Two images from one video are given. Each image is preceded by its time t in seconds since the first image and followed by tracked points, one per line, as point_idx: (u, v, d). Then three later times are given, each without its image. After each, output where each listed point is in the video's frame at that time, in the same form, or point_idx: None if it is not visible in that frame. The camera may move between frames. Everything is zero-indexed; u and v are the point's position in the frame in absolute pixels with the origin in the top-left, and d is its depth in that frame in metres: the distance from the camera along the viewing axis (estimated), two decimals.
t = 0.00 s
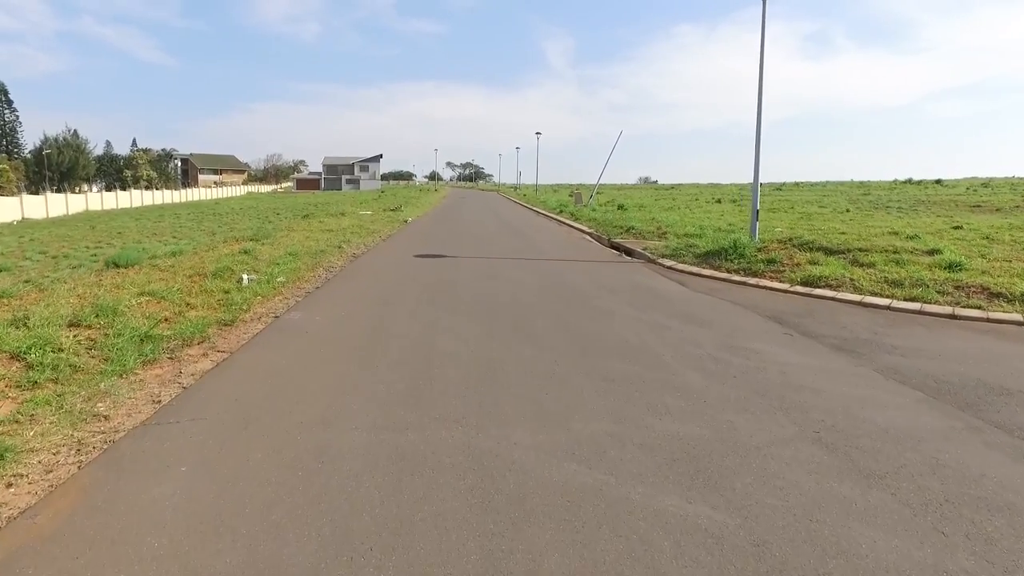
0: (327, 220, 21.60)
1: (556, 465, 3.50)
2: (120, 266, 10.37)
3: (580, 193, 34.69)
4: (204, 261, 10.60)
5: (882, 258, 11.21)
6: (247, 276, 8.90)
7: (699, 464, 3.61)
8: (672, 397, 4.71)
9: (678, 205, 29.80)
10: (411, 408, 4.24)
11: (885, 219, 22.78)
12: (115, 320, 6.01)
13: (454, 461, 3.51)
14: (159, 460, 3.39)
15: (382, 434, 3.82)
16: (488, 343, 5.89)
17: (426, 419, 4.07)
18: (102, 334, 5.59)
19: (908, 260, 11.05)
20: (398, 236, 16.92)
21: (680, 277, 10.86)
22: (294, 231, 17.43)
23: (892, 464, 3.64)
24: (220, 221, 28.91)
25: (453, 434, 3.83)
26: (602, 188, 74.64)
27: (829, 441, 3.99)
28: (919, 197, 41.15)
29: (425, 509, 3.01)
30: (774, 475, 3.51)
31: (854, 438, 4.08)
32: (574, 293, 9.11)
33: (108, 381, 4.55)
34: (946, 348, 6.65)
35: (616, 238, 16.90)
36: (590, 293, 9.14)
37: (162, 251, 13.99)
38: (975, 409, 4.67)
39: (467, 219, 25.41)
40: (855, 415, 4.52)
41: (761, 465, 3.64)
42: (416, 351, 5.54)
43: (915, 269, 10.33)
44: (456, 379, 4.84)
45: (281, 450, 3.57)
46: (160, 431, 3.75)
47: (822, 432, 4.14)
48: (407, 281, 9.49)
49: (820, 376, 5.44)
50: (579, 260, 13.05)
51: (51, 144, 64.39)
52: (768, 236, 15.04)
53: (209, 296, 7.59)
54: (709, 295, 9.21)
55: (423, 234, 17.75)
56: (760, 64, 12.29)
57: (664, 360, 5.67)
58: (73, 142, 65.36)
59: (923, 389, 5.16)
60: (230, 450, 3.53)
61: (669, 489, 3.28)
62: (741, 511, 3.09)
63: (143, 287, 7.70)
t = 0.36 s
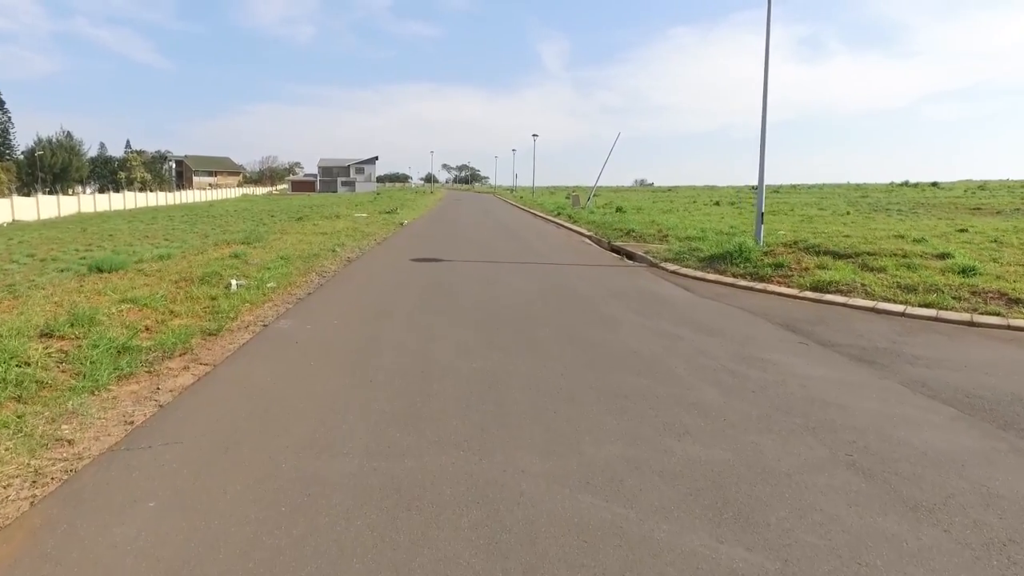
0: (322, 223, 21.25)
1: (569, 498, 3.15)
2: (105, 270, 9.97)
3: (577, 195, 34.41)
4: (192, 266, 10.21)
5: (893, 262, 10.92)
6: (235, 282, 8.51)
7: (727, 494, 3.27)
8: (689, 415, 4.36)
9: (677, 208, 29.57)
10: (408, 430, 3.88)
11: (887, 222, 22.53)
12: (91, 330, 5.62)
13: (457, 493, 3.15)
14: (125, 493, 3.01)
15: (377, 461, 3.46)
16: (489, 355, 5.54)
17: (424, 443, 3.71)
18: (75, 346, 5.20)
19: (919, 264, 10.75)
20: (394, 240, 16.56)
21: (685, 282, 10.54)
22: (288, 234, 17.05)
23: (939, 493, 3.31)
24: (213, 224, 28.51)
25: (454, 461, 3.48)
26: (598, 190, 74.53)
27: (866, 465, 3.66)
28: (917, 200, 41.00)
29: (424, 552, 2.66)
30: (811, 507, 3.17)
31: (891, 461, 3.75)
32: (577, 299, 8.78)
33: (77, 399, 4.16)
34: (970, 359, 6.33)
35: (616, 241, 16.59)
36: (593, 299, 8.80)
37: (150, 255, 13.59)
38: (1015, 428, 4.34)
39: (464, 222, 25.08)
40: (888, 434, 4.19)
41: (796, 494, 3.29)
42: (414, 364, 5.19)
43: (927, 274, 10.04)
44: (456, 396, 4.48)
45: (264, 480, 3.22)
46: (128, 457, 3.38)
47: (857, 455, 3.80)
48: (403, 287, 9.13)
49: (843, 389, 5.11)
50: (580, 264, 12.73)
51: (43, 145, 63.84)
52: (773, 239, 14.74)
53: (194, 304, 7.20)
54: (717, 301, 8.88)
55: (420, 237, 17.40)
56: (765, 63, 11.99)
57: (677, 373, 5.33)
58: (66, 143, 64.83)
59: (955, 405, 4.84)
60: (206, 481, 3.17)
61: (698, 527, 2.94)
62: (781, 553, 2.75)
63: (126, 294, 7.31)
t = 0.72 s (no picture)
0: (302, 225, 20.72)
1: (576, 543, 2.79)
2: (68, 277, 9.43)
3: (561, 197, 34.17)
4: (162, 272, 9.70)
5: (887, 266, 10.74)
6: (207, 290, 8.03)
7: (750, 534, 2.93)
8: (698, 438, 4.02)
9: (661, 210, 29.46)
10: (391, 462, 3.50)
11: (873, 224, 22.55)
12: (44, 346, 5.14)
13: (449, 541, 2.78)
14: (62, 547, 2.59)
15: (357, 501, 3.08)
16: (480, 371, 5.17)
17: (410, 478, 3.32)
18: (24, 365, 4.72)
19: (914, 268, 10.57)
20: (376, 243, 16.12)
21: (677, 288, 10.25)
22: (266, 238, 16.51)
23: (980, 529, 3.00)
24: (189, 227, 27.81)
25: (445, 501, 3.10)
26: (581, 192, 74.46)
27: (896, 495, 3.35)
28: (898, 202, 41.32)
29: None
30: (844, 550, 2.84)
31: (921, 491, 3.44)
32: (568, 306, 8.44)
33: (20, 427, 3.71)
34: (979, 370, 6.10)
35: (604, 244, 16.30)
36: (585, 306, 8.46)
37: (121, 259, 13.01)
38: None
39: (448, 225, 24.70)
40: (912, 458, 3.89)
41: (825, 533, 2.97)
42: (397, 383, 4.79)
43: (923, 279, 9.85)
44: (445, 420, 4.10)
45: (227, 527, 2.81)
46: (71, 500, 2.95)
47: (884, 483, 3.49)
48: (387, 294, 8.72)
49: (855, 405, 4.81)
50: (568, 269, 12.42)
51: (15, 145, 62.28)
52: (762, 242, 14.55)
53: (161, 314, 6.73)
54: (711, 308, 8.59)
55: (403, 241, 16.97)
56: (756, 63, 11.76)
57: (680, 390, 5.00)
58: (39, 143, 63.33)
59: (974, 424, 4.57)
60: (161, 529, 2.76)
61: None
62: None
63: (87, 305, 6.82)
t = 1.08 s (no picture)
0: (270, 229, 20.09)
1: None
2: (14, 285, 8.80)
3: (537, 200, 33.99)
4: (118, 279, 9.11)
5: (869, 270, 10.64)
6: (165, 298, 7.50)
7: None
8: (698, 461, 3.71)
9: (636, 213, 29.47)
10: (363, 498, 3.11)
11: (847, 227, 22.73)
12: None
13: None
14: None
15: (324, 548, 2.69)
16: (459, 388, 4.80)
17: (385, 518, 2.95)
18: None
19: (896, 272, 10.49)
20: (347, 247, 15.62)
21: (660, 293, 10.02)
22: (233, 241, 15.89)
23: (1016, 566, 2.73)
24: (153, 230, 26.90)
25: (424, 546, 2.73)
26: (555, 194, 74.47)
27: (917, 526, 3.07)
28: (867, 204, 41.90)
29: None
30: None
31: (942, 518, 3.18)
32: (550, 313, 8.12)
33: None
34: (974, 380, 5.92)
35: (582, 248, 16.04)
36: (567, 313, 8.15)
37: (76, 264, 12.34)
38: None
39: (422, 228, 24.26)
40: (927, 479, 3.63)
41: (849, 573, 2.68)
42: (369, 403, 4.39)
43: (906, 283, 9.76)
44: (423, 445, 3.73)
45: None
46: None
47: (902, 511, 3.22)
48: (359, 302, 8.29)
49: (858, 420, 4.56)
50: (547, 274, 12.13)
51: None
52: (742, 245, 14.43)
53: (112, 326, 6.20)
54: (697, 315, 8.33)
55: (376, 245, 16.49)
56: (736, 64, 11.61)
57: (674, 405, 4.70)
58: None
59: (981, 439, 4.34)
60: None
61: None
62: None
63: (30, 316, 6.27)
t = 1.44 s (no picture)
0: (244, 231, 19.49)
1: None
2: None
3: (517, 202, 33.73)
4: (78, 285, 8.57)
5: (858, 274, 10.49)
6: (127, 307, 7.01)
7: None
8: (710, 488, 3.39)
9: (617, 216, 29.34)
10: (341, 541, 2.74)
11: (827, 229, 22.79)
12: None
13: None
14: None
15: None
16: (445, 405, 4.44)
17: (366, 565, 2.58)
18: None
19: (886, 276, 10.34)
20: (324, 251, 15.14)
21: (648, 298, 9.74)
22: (204, 245, 15.31)
23: None
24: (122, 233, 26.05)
25: None
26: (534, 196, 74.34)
27: (956, 563, 2.79)
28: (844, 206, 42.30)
29: None
30: None
31: (980, 552, 2.90)
32: (537, 321, 7.79)
33: None
34: (979, 390, 5.71)
35: (565, 251, 15.75)
36: (555, 321, 7.83)
37: (37, 269, 11.72)
38: None
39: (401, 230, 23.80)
40: (956, 505, 3.35)
41: None
42: (347, 425, 4.00)
43: (897, 287, 9.60)
44: (407, 475, 3.36)
45: None
46: None
47: (937, 545, 2.93)
48: (336, 309, 7.87)
49: (871, 437, 4.29)
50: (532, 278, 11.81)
51: None
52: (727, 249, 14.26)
53: (66, 338, 5.72)
54: (688, 322, 8.05)
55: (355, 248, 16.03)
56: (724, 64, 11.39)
57: (676, 423, 4.39)
58: None
59: (1002, 458, 4.10)
60: None
61: None
62: None
63: None
